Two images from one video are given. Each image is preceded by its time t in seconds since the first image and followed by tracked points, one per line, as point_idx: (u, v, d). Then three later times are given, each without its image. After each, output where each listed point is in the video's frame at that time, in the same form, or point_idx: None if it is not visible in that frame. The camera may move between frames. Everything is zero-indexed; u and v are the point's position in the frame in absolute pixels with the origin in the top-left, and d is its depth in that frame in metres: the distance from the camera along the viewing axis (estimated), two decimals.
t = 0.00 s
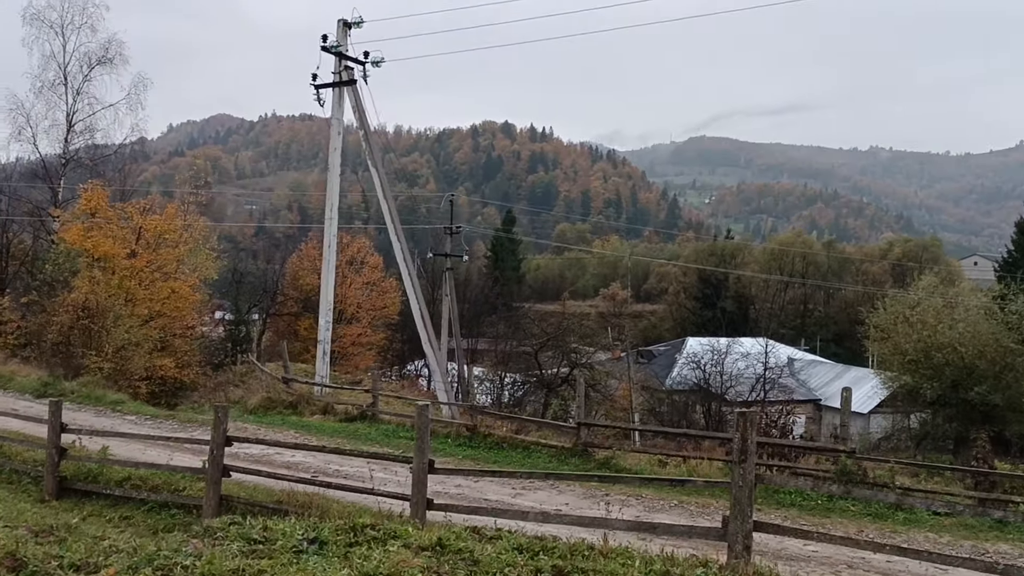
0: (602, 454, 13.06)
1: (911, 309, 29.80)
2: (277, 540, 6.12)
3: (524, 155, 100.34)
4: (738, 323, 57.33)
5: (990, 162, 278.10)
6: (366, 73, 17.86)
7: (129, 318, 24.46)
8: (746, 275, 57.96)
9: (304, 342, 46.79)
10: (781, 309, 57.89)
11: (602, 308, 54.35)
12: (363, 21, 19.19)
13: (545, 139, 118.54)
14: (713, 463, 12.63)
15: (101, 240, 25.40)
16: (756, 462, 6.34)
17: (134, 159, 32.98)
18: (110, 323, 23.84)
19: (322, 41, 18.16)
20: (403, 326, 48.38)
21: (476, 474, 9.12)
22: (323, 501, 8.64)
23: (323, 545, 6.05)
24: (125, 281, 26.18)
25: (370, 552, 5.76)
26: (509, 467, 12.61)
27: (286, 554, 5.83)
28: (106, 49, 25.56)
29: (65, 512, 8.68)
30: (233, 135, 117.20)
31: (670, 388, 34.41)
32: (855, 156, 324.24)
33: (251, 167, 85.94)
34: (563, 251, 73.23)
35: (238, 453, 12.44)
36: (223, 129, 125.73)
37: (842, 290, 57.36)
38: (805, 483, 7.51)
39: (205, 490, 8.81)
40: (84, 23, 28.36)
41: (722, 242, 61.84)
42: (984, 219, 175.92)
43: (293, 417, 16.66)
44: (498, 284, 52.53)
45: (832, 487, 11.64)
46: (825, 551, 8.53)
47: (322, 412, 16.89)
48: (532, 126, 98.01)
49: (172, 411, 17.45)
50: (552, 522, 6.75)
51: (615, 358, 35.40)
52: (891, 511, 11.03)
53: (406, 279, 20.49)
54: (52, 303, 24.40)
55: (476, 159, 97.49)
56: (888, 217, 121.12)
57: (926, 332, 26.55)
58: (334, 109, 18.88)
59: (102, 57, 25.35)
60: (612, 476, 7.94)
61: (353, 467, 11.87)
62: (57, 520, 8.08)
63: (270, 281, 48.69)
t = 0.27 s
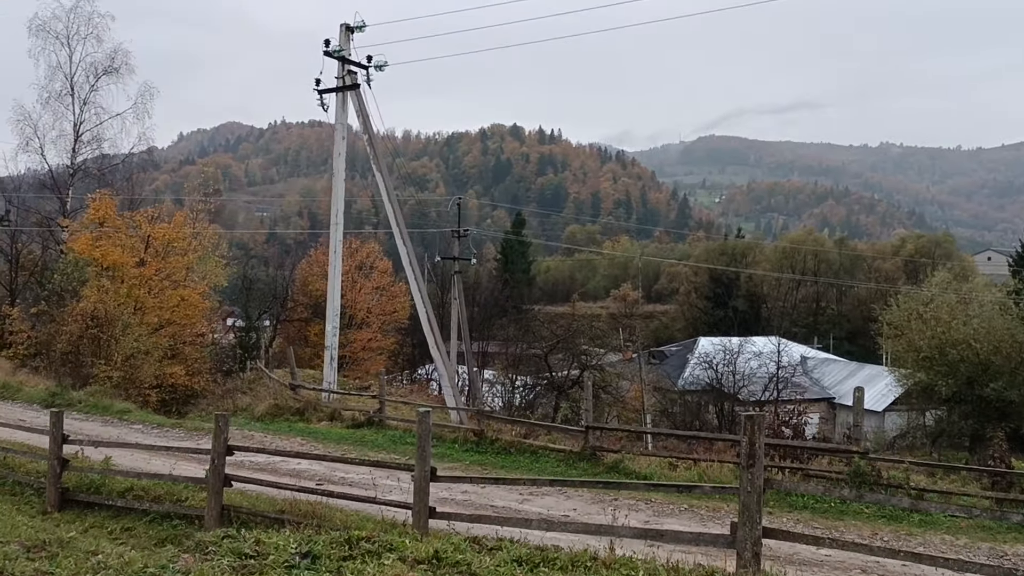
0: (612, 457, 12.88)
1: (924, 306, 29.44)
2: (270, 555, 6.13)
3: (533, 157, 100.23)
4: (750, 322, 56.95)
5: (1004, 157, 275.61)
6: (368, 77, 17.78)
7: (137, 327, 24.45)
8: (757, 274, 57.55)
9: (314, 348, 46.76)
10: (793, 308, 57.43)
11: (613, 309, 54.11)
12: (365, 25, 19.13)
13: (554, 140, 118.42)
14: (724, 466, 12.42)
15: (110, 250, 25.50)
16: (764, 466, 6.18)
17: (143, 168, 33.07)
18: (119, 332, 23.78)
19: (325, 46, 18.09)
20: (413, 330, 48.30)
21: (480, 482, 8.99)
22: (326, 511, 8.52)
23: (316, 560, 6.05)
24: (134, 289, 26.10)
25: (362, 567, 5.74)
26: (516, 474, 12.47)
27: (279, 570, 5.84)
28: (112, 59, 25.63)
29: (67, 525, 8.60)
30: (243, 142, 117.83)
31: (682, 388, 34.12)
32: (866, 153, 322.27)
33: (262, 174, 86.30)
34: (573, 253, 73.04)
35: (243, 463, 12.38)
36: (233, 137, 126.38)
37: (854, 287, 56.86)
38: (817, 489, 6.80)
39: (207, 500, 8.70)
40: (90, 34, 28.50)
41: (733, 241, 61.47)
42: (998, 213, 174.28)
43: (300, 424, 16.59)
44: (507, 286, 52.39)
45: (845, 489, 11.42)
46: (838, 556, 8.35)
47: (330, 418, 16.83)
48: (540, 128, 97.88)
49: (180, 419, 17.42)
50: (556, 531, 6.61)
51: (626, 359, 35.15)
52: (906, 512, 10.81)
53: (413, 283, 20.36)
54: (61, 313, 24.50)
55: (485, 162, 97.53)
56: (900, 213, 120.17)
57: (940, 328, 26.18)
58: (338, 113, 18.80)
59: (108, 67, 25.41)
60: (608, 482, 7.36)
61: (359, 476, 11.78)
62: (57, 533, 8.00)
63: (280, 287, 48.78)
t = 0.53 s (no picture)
0: (622, 467, 12.71)
1: (944, 313, 28.97)
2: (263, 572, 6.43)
3: (549, 161, 100.12)
4: (767, 328, 56.43)
5: None
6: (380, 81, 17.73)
7: (150, 331, 24.65)
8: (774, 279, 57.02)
9: (328, 352, 46.83)
10: (810, 314, 56.81)
11: (629, 314, 53.81)
12: (378, 29, 19.09)
13: (569, 145, 118.28)
14: (737, 477, 12.21)
15: (124, 253, 25.69)
16: (774, 483, 6.00)
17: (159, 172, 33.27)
18: (131, 336, 24.12)
19: (337, 50, 18.08)
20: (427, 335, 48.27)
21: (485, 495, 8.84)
22: (329, 522, 8.42)
23: None
24: (148, 293, 26.35)
25: None
26: (525, 484, 12.32)
27: None
28: (127, 63, 25.81)
29: (71, 534, 8.57)
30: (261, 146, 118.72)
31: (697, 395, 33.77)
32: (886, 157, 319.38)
33: (279, 178, 86.81)
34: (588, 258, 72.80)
35: (251, 471, 12.34)
36: (251, 141, 127.32)
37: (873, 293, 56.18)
38: (827, 507, 6.27)
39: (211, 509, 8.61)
40: (105, 38, 28.73)
41: (750, 246, 61.00)
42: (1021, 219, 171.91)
43: (310, 430, 16.56)
44: (522, 291, 52.26)
45: (861, 501, 11.16)
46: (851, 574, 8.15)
47: (339, 425, 16.77)
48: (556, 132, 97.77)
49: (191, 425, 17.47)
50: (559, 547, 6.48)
51: (640, 365, 34.89)
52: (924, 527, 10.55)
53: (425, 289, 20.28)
54: (75, 317, 24.67)
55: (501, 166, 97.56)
56: (920, 218, 118.84)
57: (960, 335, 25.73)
58: (349, 118, 18.78)
59: (123, 71, 25.59)
60: (614, 497, 6.85)
61: (365, 485, 11.68)
62: (58, 543, 7.92)
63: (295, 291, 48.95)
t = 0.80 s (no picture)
0: (636, 472, 12.59)
1: (965, 318, 28.55)
2: None
3: (567, 163, 99.95)
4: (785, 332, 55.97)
5: None
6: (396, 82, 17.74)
7: (166, 331, 24.83)
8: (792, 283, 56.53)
9: (343, 353, 46.97)
10: (828, 317, 56.19)
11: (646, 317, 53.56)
12: (395, 32, 19.11)
13: (587, 147, 118.10)
14: (752, 483, 12.04)
15: (142, 254, 25.89)
16: (787, 491, 5.88)
17: (178, 173, 33.54)
18: (148, 337, 24.33)
19: (353, 52, 18.09)
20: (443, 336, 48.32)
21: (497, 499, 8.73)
22: (339, 526, 8.38)
23: None
24: (166, 293, 26.37)
25: None
26: (537, 488, 12.24)
27: None
28: (147, 65, 26.05)
29: (83, 534, 8.61)
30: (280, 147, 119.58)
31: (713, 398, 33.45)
32: (906, 160, 316.19)
33: (297, 180, 87.34)
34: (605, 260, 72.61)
35: (263, 472, 12.37)
36: (270, 143, 128.23)
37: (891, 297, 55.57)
38: (841, 517, 6.01)
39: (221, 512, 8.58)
40: (125, 40, 29.02)
41: (768, 249, 60.56)
42: None
43: (324, 432, 16.58)
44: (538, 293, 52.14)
45: (879, 510, 10.95)
46: None
47: (353, 426, 16.79)
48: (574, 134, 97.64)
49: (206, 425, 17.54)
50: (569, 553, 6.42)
51: (656, 369, 34.66)
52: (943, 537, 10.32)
53: (439, 289, 20.24)
54: (93, 317, 25.04)
55: (518, 168, 97.58)
56: (941, 222, 117.51)
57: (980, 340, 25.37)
58: (365, 119, 18.80)
59: (143, 72, 25.83)
60: (625, 504, 6.65)
61: (377, 488, 11.66)
62: (69, 545, 7.95)
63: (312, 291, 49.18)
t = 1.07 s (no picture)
0: (641, 479, 12.49)
1: (972, 323, 28.41)
2: None
3: (572, 169, 99.89)
4: (791, 338, 55.70)
5: None
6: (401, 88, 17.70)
7: (171, 338, 24.80)
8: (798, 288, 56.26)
9: (349, 359, 46.91)
10: (835, 323, 55.84)
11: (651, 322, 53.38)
12: (400, 37, 19.08)
13: (592, 152, 118.10)
14: (758, 490, 11.92)
15: (147, 260, 25.89)
16: (794, 499, 5.78)
17: (183, 180, 33.60)
18: (153, 343, 24.32)
19: (358, 58, 18.07)
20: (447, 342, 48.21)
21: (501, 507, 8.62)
22: (342, 533, 8.30)
23: None
24: (170, 299, 26.35)
25: None
26: (542, 495, 12.14)
27: None
28: (152, 71, 26.09)
29: (85, 543, 8.54)
30: (286, 153, 119.85)
31: (719, 404, 33.26)
32: (912, 165, 315.31)
33: (303, 186, 87.50)
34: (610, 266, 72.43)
35: (267, 480, 12.31)
36: (276, 149, 128.62)
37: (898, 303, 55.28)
38: (849, 526, 5.87)
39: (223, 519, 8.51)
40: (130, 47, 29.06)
41: (774, 254, 60.38)
42: None
43: (328, 439, 16.52)
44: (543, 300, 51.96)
45: (886, 517, 10.82)
46: None
47: (357, 433, 16.73)
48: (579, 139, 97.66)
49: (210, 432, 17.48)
50: (573, 560, 6.33)
51: (662, 375, 34.53)
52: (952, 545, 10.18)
53: (443, 295, 20.15)
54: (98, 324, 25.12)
55: (523, 174, 97.60)
56: (947, 227, 116.94)
57: (988, 347, 25.32)
58: (370, 125, 18.77)
59: (148, 79, 25.87)
60: (629, 512, 6.53)
61: (381, 496, 11.59)
62: (71, 554, 7.89)
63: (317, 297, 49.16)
